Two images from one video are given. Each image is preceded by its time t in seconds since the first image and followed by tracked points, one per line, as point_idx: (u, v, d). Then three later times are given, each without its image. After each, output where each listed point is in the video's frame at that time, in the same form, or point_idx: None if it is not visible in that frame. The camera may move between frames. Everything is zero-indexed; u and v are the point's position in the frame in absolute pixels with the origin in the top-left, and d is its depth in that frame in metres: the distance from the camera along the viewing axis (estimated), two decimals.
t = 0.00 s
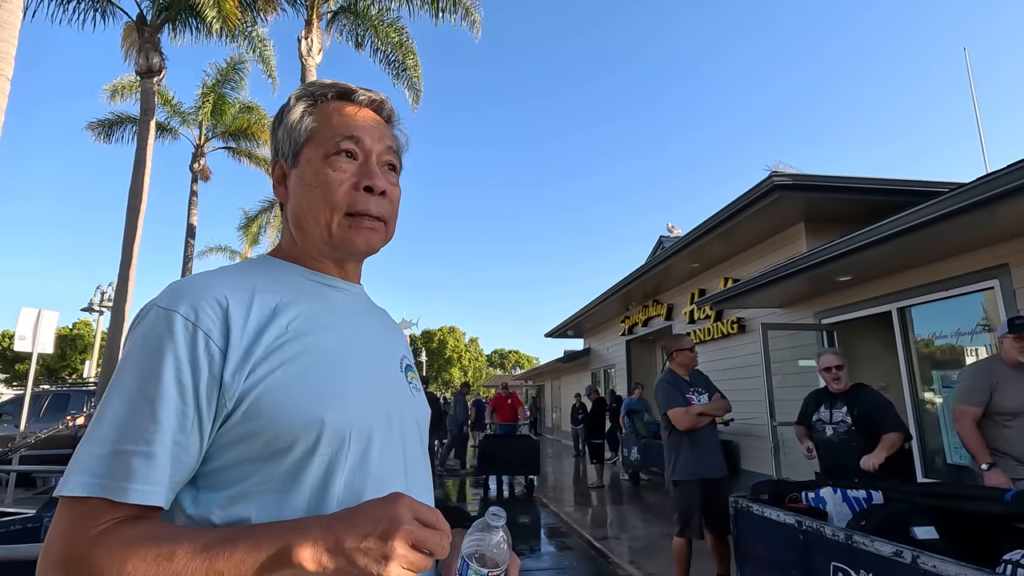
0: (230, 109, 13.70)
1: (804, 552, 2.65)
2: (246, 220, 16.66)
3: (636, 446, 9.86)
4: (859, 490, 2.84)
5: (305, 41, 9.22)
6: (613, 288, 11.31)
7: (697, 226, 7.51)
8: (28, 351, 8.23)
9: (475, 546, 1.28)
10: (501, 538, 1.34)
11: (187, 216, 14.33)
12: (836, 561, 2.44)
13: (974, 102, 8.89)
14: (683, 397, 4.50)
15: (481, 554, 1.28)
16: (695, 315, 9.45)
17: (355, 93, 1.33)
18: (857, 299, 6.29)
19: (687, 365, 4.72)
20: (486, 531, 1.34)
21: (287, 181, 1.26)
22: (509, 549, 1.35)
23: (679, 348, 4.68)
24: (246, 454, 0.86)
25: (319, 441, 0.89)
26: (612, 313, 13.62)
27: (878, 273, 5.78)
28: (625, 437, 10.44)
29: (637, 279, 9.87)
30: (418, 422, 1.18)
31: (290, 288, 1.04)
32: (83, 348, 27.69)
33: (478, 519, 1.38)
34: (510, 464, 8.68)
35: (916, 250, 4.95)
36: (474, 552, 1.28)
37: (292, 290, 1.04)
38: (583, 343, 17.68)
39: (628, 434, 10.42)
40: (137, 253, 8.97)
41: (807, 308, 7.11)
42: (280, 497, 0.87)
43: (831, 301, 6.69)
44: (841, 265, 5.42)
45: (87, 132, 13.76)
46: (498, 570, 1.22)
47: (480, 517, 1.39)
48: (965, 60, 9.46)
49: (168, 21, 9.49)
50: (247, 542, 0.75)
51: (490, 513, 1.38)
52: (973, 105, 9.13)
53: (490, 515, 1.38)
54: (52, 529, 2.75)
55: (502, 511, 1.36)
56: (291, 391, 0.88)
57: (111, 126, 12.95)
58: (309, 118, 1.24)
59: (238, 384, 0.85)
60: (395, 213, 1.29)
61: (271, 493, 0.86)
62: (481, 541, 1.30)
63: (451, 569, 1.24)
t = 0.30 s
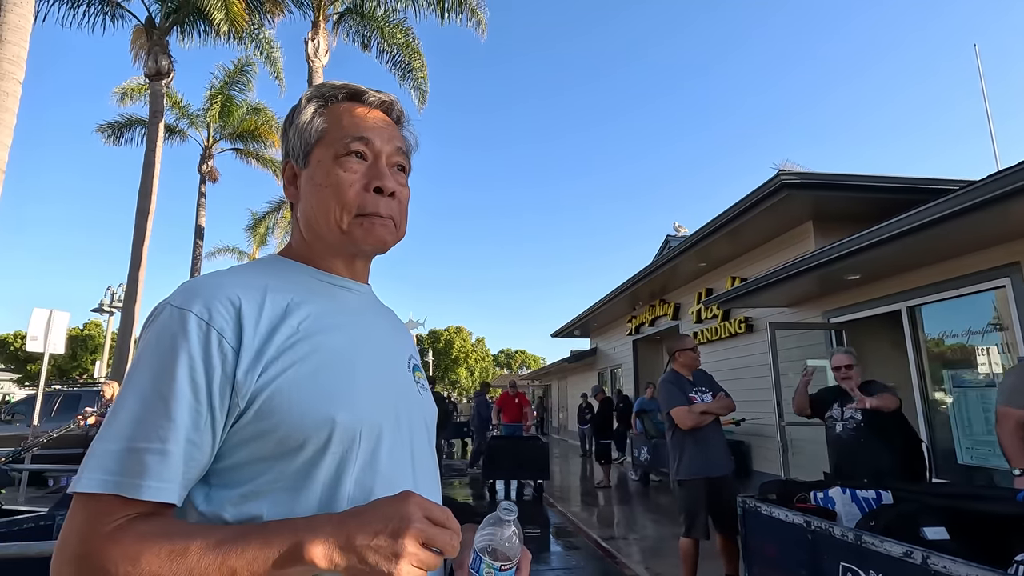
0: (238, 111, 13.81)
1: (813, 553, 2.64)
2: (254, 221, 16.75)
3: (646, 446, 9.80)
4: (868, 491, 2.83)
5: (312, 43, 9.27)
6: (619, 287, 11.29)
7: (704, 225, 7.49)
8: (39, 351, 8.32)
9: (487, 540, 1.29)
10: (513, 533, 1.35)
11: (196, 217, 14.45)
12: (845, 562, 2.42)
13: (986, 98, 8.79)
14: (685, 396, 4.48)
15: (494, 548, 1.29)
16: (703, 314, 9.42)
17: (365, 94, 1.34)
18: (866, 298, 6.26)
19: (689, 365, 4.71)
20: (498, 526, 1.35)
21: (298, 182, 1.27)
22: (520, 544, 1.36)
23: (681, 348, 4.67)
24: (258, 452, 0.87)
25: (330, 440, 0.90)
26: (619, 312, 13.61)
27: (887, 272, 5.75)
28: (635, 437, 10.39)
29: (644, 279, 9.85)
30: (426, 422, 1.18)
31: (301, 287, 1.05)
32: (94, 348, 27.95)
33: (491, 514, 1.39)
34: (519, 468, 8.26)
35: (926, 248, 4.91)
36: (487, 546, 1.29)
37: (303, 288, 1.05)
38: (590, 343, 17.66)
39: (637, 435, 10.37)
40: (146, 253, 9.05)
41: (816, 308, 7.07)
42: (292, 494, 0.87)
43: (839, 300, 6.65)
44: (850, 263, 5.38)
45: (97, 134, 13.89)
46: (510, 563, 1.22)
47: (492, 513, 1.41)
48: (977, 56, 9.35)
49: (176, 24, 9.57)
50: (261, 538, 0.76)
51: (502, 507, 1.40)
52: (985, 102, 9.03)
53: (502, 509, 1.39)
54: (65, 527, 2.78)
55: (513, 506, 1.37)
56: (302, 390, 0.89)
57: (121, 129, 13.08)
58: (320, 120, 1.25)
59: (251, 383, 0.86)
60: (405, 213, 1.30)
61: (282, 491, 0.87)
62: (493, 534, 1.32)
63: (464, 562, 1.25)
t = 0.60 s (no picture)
0: (242, 112, 13.88)
1: (819, 553, 2.63)
2: (259, 222, 16.79)
3: (652, 447, 9.75)
4: (874, 491, 2.82)
5: (316, 44, 9.29)
6: (624, 288, 11.29)
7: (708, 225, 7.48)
8: (46, 351, 8.38)
9: (488, 542, 1.30)
10: (513, 537, 1.35)
11: (201, 218, 14.52)
12: (851, 562, 2.41)
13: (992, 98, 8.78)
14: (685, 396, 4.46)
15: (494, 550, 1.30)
16: (707, 314, 9.40)
17: (366, 92, 1.35)
18: (871, 297, 6.24)
19: (687, 364, 4.70)
20: (500, 530, 1.36)
21: (303, 182, 1.28)
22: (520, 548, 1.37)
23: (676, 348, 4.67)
24: (268, 452, 0.87)
25: (339, 440, 0.90)
26: (623, 313, 13.60)
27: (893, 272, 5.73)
28: (643, 438, 10.33)
29: (648, 279, 9.84)
30: (431, 423, 1.19)
31: (309, 288, 1.05)
32: (100, 348, 28.11)
33: (492, 517, 1.40)
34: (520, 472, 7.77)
35: (930, 247, 4.88)
36: (488, 547, 1.29)
37: (310, 289, 1.05)
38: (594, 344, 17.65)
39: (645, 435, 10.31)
40: (151, 254, 9.10)
41: (821, 308, 7.04)
42: (301, 495, 0.88)
43: (843, 300, 6.64)
44: (855, 263, 5.36)
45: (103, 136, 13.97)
46: (511, 566, 1.22)
47: (492, 517, 1.42)
48: (983, 54, 9.31)
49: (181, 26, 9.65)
50: (274, 537, 0.77)
51: (504, 510, 1.41)
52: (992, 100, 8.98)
53: (504, 512, 1.40)
54: (71, 526, 2.81)
55: (515, 509, 1.39)
56: (311, 391, 0.90)
57: (127, 130, 13.15)
58: (323, 120, 1.26)
59: (260, 383, 0.87)
60: (410, 209, 1.30)
61: (291, 492, 0.88)
62: (494, 537, 1.32)
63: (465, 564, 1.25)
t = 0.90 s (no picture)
0: (245, 113, 13.95)
1: (821, 553, 2.62)
2: (261, 223, 16.84)
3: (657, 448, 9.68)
4: (876, 492, 2.82)
5: (318, 46, 9.32)
6: (626, 288, 11.29)
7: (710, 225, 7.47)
8: (50, 352, 8.42)
9: (493, 540, 1.30)
10: (518, 534, 1.36)
11: (204, 219, 14.57)
12: (853, 563, 2.41)
13: (996, 97, 8.74)
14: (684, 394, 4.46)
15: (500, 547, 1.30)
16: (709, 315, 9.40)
17: (370, 94, 1.36)
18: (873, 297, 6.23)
19: (685, 364, 4.70)
20: (505, 527, 1.36)
21: (305, 183, 1.29)
22: (526, 545, 1.37)
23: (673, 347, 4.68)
24: (271, 452, 0.88)
25: (341, 440, 0.91)
26: (625, 313, 13.59)
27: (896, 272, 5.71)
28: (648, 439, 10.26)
29: (650, 280, 9.84)
30: (435, 423, 1.19)
31: (312, 288, 1.06)
32: (104, 348, 28.23)
33: (498, 515, 1.40)
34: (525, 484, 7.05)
35: (933, 248, 4.88)
36: (494, 545, 1.29)
37: (313, 289, 1.06)
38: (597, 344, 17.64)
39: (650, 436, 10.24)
40: (155, 255, 9.13)
41: (823, 308, 7.03)
42: (303, 494, 0.89)
43: (846, 300, 6.63)
44: (858, 263, 5.35)
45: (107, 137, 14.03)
46: (517, 563, 1.22)
47: (498, 514, 1.41)
48: (988, 53, 9.27)
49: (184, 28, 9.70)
50: (278, 536, 0.77)
51: (509, 507, 1.41)
52: (996, 99, 8.93)
53: (509, 509, 1.40)
54: (76, 526, 2.82)
55: (519, 506, 1.38)
56: (313, 390, 0.90)
57: (130, 132, 13.20)
58: (325, 121, 1.27)
59: (263, 383, 0.87)
60: (409, 211, 1.30)
61: (294, 491, 0.88)
62: (500, 534, 1.32)
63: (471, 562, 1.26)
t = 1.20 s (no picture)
0: (247, 114, 14.03)
1: (823, 555, 2.62)
2: (264, 224, 16.86)
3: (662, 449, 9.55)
4: (878, 493, 2.82)
5: (320, 47, 9.35)
6: (627, 289, 11.29)
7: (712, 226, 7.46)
8: (54, 353, 8.45)
9: (491, 542, 1.31)
10: (517, 536, 1.36)
11: (207, 220, 14.61)
12: (855, 564, 2.41)
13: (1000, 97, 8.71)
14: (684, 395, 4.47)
15: (497, 549, 1.30)
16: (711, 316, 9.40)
17: (372, 98, 1.37)
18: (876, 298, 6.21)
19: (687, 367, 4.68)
20: (503, 529, 1.36)
21: (307, 186, 1.30)
22: (525, 547, 1.38)
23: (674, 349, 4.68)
24: (270, 454, 0.89)
25: (339, 443, 0.92)
26: (627, 314, 13.58)
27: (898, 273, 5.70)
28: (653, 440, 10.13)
29: (652, 281, 9.83)
30: (436, 422, 1.20)
31: (312, 290, 1.07)
32: (107, 349, 28.30)
33: (496, 516, 1.40)
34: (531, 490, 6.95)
35: (935, 248, 4.87)
36: (492, 547, 1.30)
37: (314, 292, 1.07)
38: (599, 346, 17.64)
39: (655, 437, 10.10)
40: (158, 256, 9.17)
41: (826, 309, 7.02)
42: (302, 496, 0.89)
43: (848, 301, 6.62)
44: (860, 264, 5.34)
45: (110, 139, 14.07)
46: (515, 566, 1.23)
47: (496, 516, 1.41)
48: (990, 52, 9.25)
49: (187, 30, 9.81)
50: (274, 539, 0.78)
51: (507, 509, 1.42)
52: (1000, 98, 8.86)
53: (507, 511, 1.41)
54: (80, 527, 2.84)
55: (517, 509, 1.39)
56: (312, 392, 0.91)
57: (133, 133, 13.25)
58: (326, 125, 1.28)
59: (261, 386, 0.88)
60: (410, 214, 1.31)
61: (292, 493, 0.89)
62: (498, 537, 1.33)
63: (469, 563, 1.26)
